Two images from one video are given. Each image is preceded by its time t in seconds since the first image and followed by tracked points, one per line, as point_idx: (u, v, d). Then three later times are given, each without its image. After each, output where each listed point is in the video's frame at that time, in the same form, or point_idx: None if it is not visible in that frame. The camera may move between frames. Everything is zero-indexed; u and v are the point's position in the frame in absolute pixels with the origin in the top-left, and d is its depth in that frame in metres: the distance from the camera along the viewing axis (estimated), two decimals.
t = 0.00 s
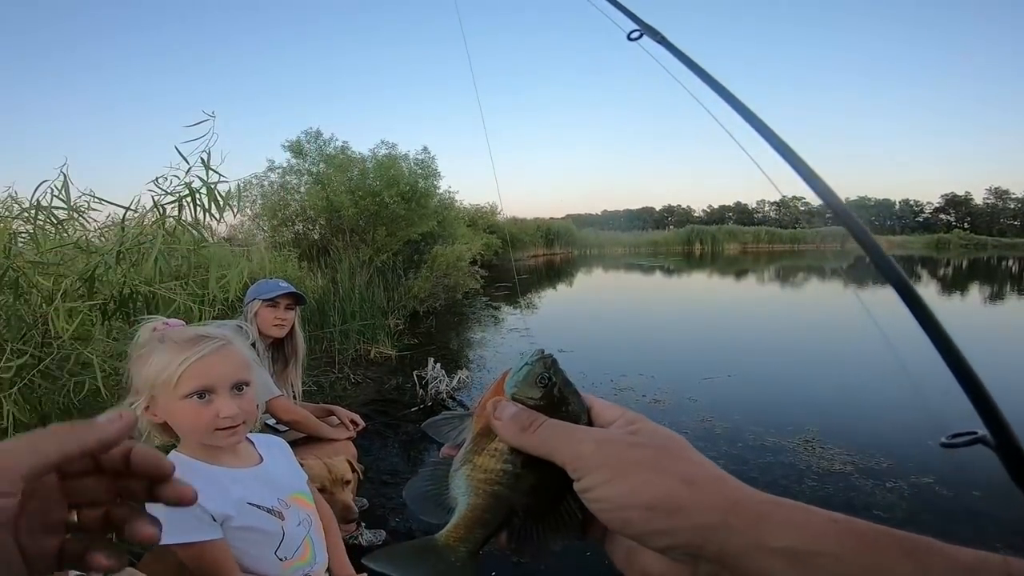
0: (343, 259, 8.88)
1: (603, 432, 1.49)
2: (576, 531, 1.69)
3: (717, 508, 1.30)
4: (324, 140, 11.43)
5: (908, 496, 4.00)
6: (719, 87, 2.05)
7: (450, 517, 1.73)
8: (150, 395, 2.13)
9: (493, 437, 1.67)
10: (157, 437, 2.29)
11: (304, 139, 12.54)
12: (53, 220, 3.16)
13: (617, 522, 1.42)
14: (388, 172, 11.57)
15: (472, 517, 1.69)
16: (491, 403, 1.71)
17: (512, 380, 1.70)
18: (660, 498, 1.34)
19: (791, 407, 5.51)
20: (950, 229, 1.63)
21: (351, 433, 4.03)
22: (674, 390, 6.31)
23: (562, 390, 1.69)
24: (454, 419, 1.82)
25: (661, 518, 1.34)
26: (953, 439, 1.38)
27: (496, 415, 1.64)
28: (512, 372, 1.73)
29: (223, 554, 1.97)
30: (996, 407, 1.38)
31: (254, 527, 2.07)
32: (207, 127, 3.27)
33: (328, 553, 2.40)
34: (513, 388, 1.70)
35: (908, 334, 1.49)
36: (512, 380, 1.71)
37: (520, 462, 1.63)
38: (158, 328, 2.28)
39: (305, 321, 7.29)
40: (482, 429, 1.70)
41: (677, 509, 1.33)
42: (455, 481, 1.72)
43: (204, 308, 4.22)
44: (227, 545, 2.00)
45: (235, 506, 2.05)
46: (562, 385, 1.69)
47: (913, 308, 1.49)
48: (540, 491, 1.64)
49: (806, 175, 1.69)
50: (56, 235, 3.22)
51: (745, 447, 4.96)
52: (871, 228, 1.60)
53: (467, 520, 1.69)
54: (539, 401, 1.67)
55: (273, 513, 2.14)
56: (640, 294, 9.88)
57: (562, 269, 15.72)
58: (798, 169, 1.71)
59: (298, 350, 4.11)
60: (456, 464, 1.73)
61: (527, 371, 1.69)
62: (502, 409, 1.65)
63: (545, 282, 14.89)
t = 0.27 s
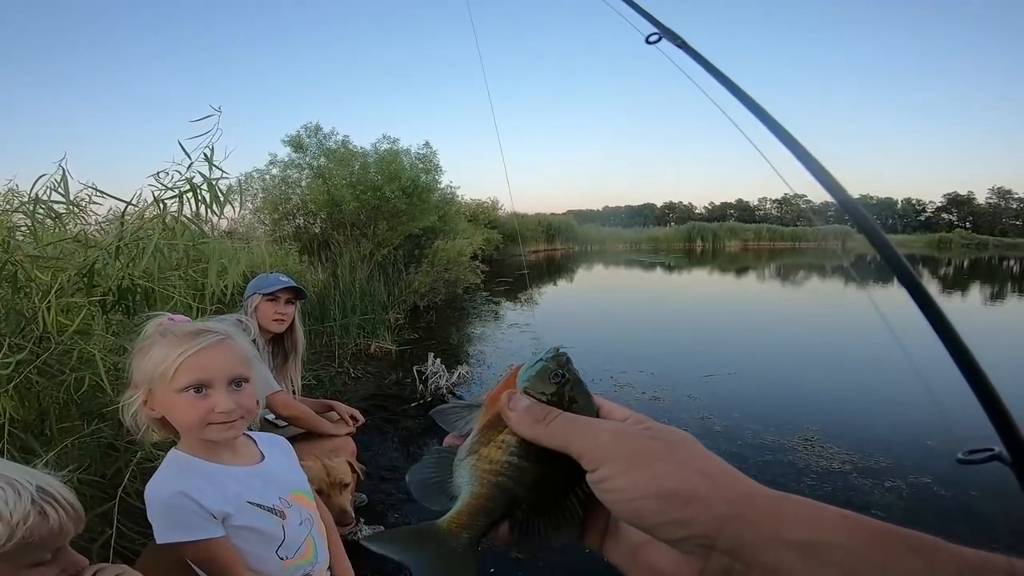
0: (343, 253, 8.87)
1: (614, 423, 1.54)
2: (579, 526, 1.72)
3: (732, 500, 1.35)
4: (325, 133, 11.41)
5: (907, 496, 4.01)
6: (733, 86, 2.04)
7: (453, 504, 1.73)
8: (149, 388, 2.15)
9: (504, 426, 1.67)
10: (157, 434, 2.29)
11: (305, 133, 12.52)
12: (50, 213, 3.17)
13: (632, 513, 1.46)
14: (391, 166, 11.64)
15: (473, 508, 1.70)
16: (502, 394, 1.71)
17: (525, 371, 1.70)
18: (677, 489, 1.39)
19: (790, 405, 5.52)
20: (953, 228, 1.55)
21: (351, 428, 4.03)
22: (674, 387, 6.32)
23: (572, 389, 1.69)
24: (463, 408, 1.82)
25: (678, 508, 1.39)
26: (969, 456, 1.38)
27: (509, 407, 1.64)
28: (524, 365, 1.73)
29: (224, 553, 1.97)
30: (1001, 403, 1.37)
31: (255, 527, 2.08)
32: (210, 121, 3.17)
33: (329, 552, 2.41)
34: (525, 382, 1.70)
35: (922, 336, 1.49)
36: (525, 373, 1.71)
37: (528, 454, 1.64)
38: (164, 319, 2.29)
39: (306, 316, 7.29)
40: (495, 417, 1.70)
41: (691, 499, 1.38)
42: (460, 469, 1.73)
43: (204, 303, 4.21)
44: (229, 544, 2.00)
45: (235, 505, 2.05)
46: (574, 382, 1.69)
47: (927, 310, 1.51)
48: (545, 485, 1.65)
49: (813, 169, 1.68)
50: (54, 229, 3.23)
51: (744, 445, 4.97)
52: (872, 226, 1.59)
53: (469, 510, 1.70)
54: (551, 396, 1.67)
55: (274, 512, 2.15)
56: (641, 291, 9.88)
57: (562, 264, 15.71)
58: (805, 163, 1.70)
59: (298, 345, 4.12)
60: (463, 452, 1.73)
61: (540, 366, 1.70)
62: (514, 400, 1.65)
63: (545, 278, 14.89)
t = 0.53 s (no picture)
0: (344, 250, 8.87)
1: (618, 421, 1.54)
2: (571, 523, 1.75)
3: (733, 498, 1.37)
4: (327, 130, 11.40)
5: (906, 496, 4.01)
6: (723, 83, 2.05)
7: (447, 499, 1.72)
8: (148, 385, 2.15)
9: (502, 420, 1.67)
10: (158, 431, 2.29)
11: (307, 129, 12.50)
12: (51, 209, 3.19)
13: (634, 512, 1.47)
14: (393, 163, 11.64)
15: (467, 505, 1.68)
16: (500, 390, 1.70)
17: (524, 367, 1.68)
18: (682, 489, 1.40)
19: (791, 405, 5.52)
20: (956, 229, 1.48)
21: (351, 426, 4.03)
22: (674, 386, 6.32)
23: (569, 387, 1.69)
24: (460, 404, 1.79)
25: (681, 508, 1.41)
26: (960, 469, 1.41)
27: (508, 402, 1.63)
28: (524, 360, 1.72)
29: (224, 552, 1.98)
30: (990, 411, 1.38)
31: (255, 526, 2.07)
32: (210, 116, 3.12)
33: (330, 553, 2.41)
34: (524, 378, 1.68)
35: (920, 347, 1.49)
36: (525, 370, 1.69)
37: (525, 450, 1.64)
38: (167, 315, 2.29)
39: (307, 312, 7.29)
40: (492, 411, 1.68)
41: (696, 497, 1.39)
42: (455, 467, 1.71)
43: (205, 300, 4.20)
44: (229, 543, 2.00)
45: (235, 505, 2.05)
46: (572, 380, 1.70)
47: (918, 316, 1.53)
48: (542, 482, 1.66)
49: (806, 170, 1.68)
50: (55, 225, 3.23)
51: (744, 444, 4.97)
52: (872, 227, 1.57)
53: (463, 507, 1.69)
54: (549, 393, 1.67)
55: (275, 512, 2.14)
56: (642, 289, 9.88)
57: (564, 262, 15.71)
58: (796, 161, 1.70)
59: (298, 342, 4.12)
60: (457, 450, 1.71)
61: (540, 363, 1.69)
62: (513, 396, 1.63)
63: (546, 275, 14.89)
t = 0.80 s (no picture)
0: (345, 249, 8.88)
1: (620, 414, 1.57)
2: (564, 521, 1.75)
3: (736, 496, 1.37)
4: (328, 129, 11.41)
5: (905, 497, 4.01)
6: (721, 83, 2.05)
7: (439, 494, 1.72)
8: (151, 385, 2.16)
9: (501, 414, 1.67)
10: (161, 428, 2.29)
11: (309, 128, 12.51)
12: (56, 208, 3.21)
13: (636, 505, 1.48)
14: (395, 162, 11.64)
15: (460, 498, 1.68)
16: (500, 386, 1.71)
17: (523, 363, 1.69)
18: (684, 484, 1.40)
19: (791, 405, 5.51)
20: (957, 230, 1.50)
21: (351, 425, 4.03)
22: (675, 385, 6.32)
23: (569, 383, 1.71)
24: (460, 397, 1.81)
25: (683, 503, 1.40)
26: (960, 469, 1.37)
27: (512, 395, 1.64)
28: (523, 357, 1.73)
29: (224, 549, 1.98)
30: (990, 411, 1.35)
31: (255, 524, 2.08)
32: (214, 115, 3.12)
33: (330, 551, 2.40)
34: (524, 372, 1.69)
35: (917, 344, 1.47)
36: (524, 364, 1.71)
37: (521, 445, 1.65)
38: (171, 314, 2.29)
39: (307, 311, 7.29)
40: (492, 404, 1.69)
41: (699, 495, 1.39)
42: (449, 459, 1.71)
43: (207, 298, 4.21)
44: (229, 540, 2.01)
45: (235, 502, 2.06)
46: (572, 376, 1.72)
47: (918, 318, 1.46)
48: (536, 476, 1.66)
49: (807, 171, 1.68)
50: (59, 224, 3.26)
51: (744, 444, 4.97)
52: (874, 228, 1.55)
53: (456, 499, 1.68)
54: (549, 388, 1.68)
55: (274, 509, 2.15)
56: (642, 288, 9.88)
57: (564, 262, 15.70)
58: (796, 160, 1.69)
59: (299, 341, 4.12)
60: (454, 442, 1.72)
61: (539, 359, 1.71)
62: (518, 389, 1.64)
63: (546, 275, 14.89)
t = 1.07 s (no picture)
0: (346, 249, 8.89)
1: (611, 418, 1.69)
2: (563, 529, 1.76)
3: (743, 490, 1.53)
4: (329, 129, 11.43)
5: (904, 499, 4.01)
6: (719, 78, 2.01)
7: (439, 513, 1.71)
8: (155, 385, 2.15)
9: (494, 427, 1.66)
10: (161, 427, 2.28)
11: (310, 128, 12.52)
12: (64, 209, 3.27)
13: (655, 506, 1.62)
14: (396, 162, 11.66)
15: (460, 516, 1.67)
16: (491, 398, 1.69)
17: (512, 376, 1.69)
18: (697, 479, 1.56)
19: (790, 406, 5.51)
20: (957, 232, 1.48)
21: (351, 425, 4.03)
22: (674, 387, 6.32)
23: (558, 394, 1.71)
24: (449, 410, 1.74)
25: (700, 498, 1.56)
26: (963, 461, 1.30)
27: (505, 415, 1.64)
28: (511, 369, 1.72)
29: (232, 547, 1.98)
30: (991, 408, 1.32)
31: (261, 521, 2.08)
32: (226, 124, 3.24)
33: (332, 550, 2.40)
34: (513, 385, 1.68)
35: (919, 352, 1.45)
36: (512, 376, 1.70)
37: (517, 457, 1.65)
38: (172, 313, 2.28)
39: (307, 311, 7.29)
40: (483, 418, 1.68)
41: (712, 490, 1.55)
42: (443, 476, 1.69)
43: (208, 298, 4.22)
44: (237, 539, 2.01)
45: (241, 500, 2.06)
46: (561, 385, 1.72)
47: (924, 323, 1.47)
48: (534, 489, 1.68)
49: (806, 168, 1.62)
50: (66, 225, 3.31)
51: (744, 446, 4.97)
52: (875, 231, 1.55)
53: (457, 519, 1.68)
54: (539, 400, 1.68)
55: (279, 507, 2.15)
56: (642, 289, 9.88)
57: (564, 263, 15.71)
58: (794, 158, 1.64)
59: (300, 340, 4.11)
60: (445, 459, 1.69)
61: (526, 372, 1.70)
62: (510, 408, 1.65)
63: (546, 275, 14.89)
